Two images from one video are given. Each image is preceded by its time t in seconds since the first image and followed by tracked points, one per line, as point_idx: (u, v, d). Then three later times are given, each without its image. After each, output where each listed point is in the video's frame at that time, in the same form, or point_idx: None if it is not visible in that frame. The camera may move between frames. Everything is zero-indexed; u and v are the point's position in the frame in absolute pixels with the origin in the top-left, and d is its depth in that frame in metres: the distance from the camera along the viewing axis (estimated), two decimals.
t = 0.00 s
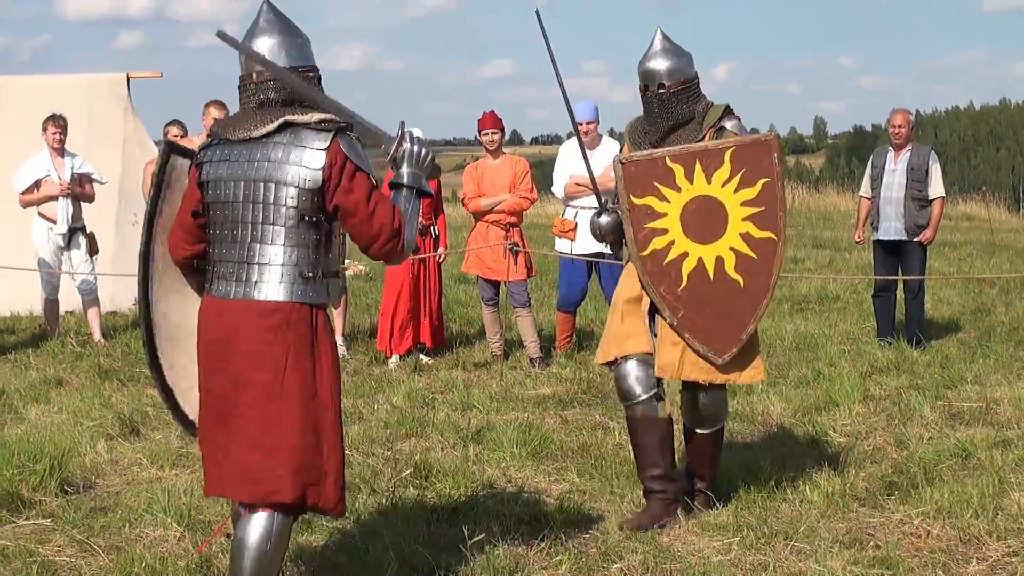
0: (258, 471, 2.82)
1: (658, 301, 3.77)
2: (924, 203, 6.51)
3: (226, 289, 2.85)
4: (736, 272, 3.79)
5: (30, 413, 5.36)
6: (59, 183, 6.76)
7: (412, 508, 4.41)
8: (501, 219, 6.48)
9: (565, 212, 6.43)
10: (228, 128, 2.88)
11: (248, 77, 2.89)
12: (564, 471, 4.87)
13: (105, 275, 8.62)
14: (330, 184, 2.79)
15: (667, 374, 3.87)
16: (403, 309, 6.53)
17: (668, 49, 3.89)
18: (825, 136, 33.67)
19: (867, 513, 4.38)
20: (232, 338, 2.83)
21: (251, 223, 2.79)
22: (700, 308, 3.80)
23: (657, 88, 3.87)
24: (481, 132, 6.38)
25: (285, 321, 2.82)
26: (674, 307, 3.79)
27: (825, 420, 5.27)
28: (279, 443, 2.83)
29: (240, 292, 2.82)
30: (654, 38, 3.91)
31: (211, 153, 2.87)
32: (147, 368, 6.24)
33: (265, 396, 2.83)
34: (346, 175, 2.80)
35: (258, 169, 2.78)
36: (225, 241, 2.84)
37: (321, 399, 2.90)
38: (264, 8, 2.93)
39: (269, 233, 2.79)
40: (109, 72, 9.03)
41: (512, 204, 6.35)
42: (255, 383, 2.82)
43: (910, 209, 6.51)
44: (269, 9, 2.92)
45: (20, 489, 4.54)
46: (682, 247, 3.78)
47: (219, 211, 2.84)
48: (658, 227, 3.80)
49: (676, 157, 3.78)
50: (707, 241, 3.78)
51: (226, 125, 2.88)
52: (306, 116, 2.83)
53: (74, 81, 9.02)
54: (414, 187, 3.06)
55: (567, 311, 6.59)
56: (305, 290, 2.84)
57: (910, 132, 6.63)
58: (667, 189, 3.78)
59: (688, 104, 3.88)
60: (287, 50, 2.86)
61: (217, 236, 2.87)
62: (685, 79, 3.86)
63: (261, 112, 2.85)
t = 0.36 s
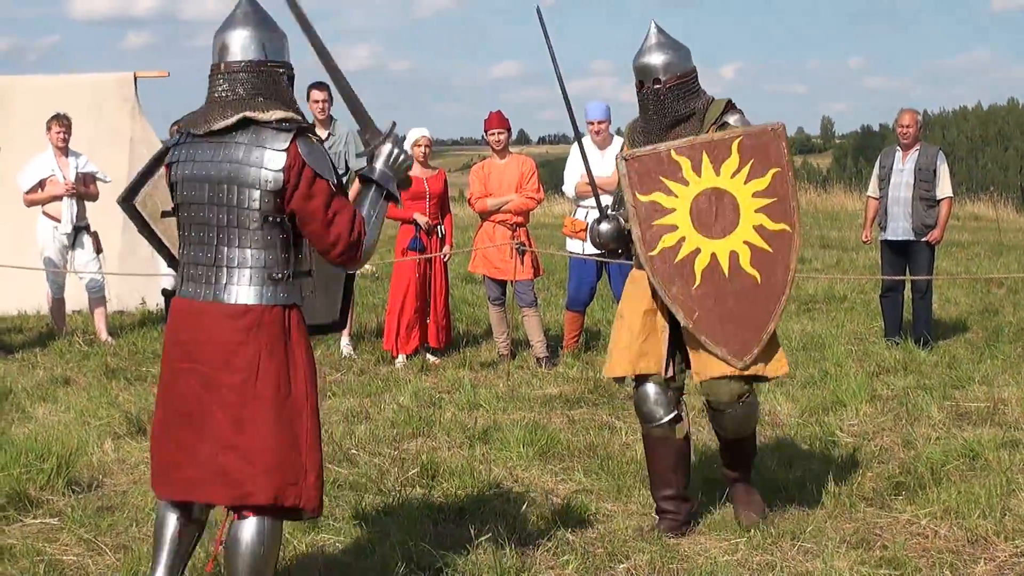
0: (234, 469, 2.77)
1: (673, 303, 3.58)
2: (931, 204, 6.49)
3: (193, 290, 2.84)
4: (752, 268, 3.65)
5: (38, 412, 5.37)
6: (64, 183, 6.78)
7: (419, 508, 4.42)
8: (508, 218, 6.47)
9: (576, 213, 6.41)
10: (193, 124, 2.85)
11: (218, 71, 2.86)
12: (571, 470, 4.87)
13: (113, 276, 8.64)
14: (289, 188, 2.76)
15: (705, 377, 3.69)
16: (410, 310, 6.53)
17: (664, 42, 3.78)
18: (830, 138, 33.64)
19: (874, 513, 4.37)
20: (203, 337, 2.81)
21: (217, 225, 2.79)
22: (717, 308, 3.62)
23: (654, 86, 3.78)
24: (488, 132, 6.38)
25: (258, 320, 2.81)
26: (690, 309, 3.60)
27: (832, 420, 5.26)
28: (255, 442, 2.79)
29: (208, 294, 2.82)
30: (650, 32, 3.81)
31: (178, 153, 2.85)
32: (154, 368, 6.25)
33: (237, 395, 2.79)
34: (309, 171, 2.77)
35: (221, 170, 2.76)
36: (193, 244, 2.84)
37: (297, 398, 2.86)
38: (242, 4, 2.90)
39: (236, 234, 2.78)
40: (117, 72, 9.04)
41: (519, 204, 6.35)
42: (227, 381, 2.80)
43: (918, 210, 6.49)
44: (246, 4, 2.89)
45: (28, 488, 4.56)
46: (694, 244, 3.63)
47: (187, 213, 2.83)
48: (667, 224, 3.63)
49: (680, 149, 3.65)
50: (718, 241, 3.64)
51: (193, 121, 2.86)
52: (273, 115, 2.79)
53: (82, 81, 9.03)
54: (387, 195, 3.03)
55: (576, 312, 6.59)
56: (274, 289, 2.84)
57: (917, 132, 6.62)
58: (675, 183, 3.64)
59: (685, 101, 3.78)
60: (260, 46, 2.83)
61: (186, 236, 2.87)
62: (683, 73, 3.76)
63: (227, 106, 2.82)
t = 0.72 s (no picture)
0: (264, 468, 2.87)
1: (661, 309, 3.57)
2: (931, 202, 6.59)
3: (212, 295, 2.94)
4: (745, 283, 3.49)
5: (60, 403, 5.52)
6: (86, 180, 6.90)
7: (432, 497, 4.56)
8: (518, 216, 6.60)
9: (584, 211, 6.53)
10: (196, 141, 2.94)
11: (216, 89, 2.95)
12: (579, 461, 5.00)
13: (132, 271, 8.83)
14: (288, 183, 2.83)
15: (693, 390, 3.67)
16: (421, 305, 6.66)
17: (693, 42, 3.67)
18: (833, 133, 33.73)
19: (874, 503, 4.50)
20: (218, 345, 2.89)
21: (228, 231, 2.88)
22: (705, 318, 3.55)
23: (678, 85, 3.68)
24: (498, 132, 6.49)
25: (270, 322, 2.88)
26: (679, 318, 3.57)
27: (833, 412, 5.38)
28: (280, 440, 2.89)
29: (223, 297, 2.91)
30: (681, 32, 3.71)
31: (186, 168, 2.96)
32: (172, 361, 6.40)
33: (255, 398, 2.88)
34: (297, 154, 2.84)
35: (224, 178, 2.85)
36: (209, 251, 2.94)
37: (316, 391, 2.93)
38: (234, 20, 2.96)
39: (244, 235, 2.86)
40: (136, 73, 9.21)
41: (528, 202, 6.46)
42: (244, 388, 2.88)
43: (918, 208, 6.59)
44: (238, 19, 2.95)
45: (51, 478, 4.70)
46: (688, 253, 3.54)
47: (200, 222, 2.94)
48: (665, 230, 3.57)
49: (683, 156, 3.53)
50: (713, 253, 3.51)
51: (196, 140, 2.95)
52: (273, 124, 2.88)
53: (101, 83, 9.18)
54: (391, 149, 2.99)
55: (584, 306, 6.71)
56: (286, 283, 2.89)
57: (917, 132, 6.72)
58: (674, 190, 3.55)
59: (707, 103, 3.64)
60: (254, 59, 2.89)
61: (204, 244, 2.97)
62: (709, 75, 3.63)
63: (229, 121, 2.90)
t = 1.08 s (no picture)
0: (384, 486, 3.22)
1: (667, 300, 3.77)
2: (927, 201, 6.77)
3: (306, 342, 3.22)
4: (733, 262, 3.58)
5: (88, 394, 5.74)
6: (114, 180, 7.09)
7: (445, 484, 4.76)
8: (527, 215, 6.77)
9: (590, 211, 6.72)
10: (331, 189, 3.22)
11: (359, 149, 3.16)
12: (587, 449, 5.20)
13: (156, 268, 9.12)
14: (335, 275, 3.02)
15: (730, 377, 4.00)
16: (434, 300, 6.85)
17: (723, 48, 3.76)
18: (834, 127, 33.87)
19: (871, 491, 4.70)
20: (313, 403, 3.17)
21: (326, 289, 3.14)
22: (706, 303, 3.68)
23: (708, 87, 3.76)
24: (510, 134, 6.68)
25: (356, 372, 3.13)
26: (680, 304, 3.74)
27: (832, 403, 5.58)
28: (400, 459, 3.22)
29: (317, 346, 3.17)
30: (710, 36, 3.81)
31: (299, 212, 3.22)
32: (195, 354, 6.62)
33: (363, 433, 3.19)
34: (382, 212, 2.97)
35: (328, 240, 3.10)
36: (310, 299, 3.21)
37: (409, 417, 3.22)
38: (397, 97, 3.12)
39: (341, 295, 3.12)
40: (159, 78, 9.56)
41: (539, 201, 6.63)
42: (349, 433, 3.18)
43: (914, 207, 6.77)
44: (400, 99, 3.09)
45: (79, 465, 4.91)
46: (679, 239, 3.68)
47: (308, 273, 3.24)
48: (658, 220, 3.74)
49: (667, 144, 3.70)
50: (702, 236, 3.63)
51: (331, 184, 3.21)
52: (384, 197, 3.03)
53: (128, 88, 9.59)
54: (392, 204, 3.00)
55: (592, 301, 6.91)
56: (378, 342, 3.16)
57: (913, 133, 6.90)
58: (663, 176, 3.71)
59: (734, 108, 3.73)
60: (389, 141, 3.03)
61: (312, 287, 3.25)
62: (738, 78, 3.72)
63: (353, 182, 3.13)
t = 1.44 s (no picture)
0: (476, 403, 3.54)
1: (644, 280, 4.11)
2: (913, 202, 7.00)
3: (434, 262, 3.54)
4: (734, 235, 3.89)
5: (112, 387, 6.01)
6: (139, 182, 7.35)
7: (452, 471, 5.02)
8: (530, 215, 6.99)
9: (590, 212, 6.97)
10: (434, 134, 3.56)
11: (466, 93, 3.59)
12: (588, 438, 5.46)
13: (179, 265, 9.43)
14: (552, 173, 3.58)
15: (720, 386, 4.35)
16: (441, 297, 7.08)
17: (706, 102, 4.05)
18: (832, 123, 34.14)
19: (859, 478, 4.94)
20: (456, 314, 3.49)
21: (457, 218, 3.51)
22: (700, 280, 3.95)
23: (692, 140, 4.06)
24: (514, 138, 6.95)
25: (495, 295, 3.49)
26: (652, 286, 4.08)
27: (822, 394, 5.83)
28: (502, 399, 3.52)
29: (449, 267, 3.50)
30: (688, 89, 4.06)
31: (419, 146, 3.55)
32: (215, 347, 6.90)
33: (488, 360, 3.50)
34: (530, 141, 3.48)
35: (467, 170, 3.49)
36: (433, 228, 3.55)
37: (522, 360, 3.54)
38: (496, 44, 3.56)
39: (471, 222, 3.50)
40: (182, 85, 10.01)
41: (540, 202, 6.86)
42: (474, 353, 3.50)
43: (901, 208, 7.00)
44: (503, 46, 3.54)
45: (104, 453, 5.16)
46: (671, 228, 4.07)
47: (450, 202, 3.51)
48: (648, 216, 4.11)
49: (657, 158, 4.15)
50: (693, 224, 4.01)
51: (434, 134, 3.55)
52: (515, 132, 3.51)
53: (151, 93, 9.98)
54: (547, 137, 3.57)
55: (592, 296, 7.17)
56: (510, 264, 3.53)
57: (901, 138, 7.12)
58: (670, 163, 4.09)
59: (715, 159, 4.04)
60: (503, 82, 3.51)
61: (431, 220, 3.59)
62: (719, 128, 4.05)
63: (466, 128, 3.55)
